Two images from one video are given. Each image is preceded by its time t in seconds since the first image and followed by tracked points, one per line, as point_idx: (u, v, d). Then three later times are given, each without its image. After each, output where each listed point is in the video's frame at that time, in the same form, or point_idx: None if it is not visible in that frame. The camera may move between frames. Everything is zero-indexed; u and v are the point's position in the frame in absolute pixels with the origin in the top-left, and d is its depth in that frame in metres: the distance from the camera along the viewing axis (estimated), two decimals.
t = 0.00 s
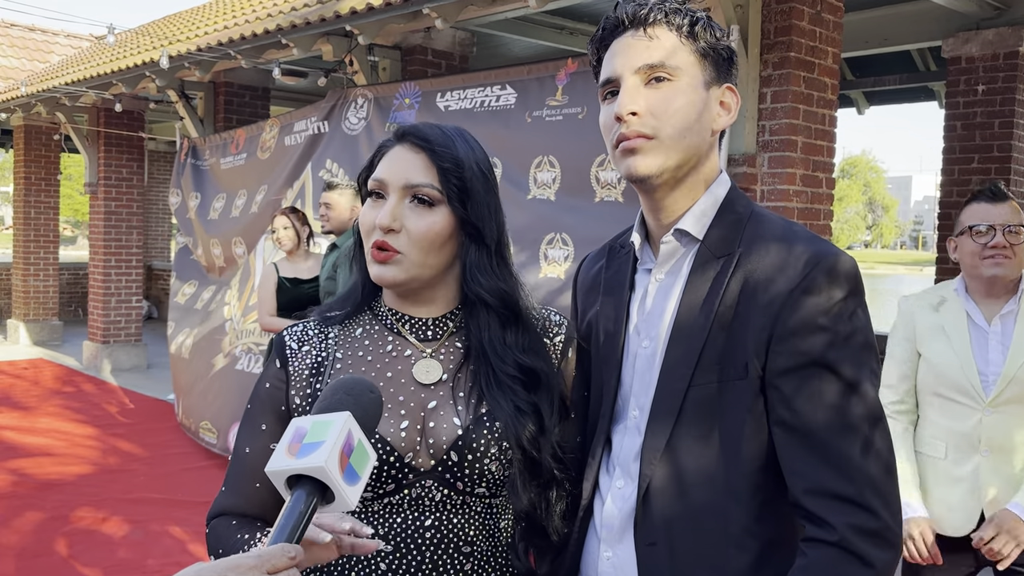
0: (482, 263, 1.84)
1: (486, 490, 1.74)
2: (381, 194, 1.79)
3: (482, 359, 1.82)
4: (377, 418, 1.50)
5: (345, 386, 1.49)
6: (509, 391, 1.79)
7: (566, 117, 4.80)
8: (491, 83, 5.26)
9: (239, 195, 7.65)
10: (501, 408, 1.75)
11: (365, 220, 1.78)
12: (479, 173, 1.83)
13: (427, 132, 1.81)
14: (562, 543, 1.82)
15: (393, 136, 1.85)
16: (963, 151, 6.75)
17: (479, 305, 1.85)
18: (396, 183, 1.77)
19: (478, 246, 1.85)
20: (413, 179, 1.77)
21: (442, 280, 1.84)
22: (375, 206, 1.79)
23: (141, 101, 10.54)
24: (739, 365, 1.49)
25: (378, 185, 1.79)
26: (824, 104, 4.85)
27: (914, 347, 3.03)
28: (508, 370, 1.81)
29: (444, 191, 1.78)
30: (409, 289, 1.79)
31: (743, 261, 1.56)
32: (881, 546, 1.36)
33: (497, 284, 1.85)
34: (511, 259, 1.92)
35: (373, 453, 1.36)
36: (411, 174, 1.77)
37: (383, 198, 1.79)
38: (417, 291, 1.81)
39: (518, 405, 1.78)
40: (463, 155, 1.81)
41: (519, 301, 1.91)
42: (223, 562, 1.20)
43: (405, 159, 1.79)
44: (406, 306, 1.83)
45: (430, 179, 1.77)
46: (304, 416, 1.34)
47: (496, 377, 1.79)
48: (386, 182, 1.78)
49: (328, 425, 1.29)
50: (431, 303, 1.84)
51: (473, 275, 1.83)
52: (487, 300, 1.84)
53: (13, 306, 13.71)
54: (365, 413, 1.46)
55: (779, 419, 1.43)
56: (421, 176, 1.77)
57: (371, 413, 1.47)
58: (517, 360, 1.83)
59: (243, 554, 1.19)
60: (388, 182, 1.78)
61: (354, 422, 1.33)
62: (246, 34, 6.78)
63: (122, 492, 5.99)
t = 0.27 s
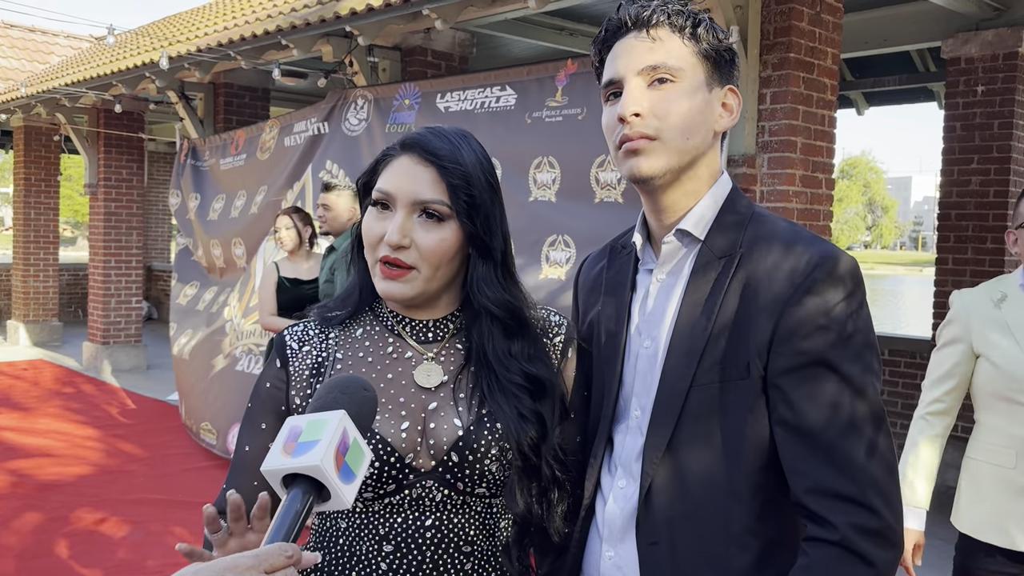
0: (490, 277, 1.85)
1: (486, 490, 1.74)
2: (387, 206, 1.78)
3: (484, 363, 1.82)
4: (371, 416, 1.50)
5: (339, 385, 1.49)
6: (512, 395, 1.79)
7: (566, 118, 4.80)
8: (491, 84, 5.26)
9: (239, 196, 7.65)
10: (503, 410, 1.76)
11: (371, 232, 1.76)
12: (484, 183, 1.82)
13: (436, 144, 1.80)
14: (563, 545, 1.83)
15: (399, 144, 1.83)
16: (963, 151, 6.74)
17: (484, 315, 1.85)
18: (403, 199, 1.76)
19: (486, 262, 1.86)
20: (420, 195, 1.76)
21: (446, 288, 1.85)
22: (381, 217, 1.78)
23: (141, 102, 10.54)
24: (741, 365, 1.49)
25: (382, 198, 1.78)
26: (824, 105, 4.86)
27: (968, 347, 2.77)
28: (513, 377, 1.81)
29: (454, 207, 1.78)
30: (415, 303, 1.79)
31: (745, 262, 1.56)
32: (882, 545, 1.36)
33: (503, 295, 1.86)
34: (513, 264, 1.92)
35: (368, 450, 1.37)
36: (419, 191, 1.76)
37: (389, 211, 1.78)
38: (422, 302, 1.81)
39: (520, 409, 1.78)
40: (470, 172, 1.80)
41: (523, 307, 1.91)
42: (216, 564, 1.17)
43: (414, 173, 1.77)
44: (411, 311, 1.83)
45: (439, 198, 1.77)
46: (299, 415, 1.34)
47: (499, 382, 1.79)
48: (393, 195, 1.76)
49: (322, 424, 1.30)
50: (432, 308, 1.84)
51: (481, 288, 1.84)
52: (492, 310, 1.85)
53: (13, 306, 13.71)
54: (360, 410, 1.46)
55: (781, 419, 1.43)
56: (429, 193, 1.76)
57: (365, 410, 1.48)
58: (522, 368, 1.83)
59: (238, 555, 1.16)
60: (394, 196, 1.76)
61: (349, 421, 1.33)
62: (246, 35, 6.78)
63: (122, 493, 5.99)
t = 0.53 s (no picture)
0: (491, 272, 1.85)
1: (486, 491, 1.74)
2: (388, 202, 1.77)
3: (485, 363, 1.82)
4: (372, 423, 1.50)
5: (340, 391, 1.49)
6: (513, 398, 1.79)
7: (566, 119, 4.80)
8: (491, 85, 5.26)
9: (239, 197, 7.65)
10: (504, 412, 1.76)
11: (373, 228, 1.76)
12: (486, 180, 1.82)
13: (436, 140, 1.80)
14: (563, 545, 1.83)
15: (400, 142, 1.83)
16: (963, 152, 6.74)
17: (486, 312, 1.86)
18: (405, 195, 1.76)
19: (487, 256, 1.85)
20: (423, 191, 1.76)
21: (447, 288, 1.85)
22: (382, 215, 1.77)
23: (141, 103, 10.55)
24: (743, 365, 1.49)
25: (384, 194, 1.78)
26: (824, 106, 4.86)
27: (1011, 360, 2.52)
28: (514, 379, 1.81)
29: (455, 202, 1.78)
30: (417, 300, 1.79)
31: (747, 262, 1.56)
32: (883, 546, 1.36)
33: (506, 293, 1.86)
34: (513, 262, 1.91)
35: (369, 456, 1.37)
36: (421, 187, 1.76)
37: (391, 207, 1.77)
38: (423, 299, 1.81)
39: (520, 410, 1.77)
40: (471, 166, 1.80)
41: (525, 309, 1.91)
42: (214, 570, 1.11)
43: (415, 169, 1.77)
44: (411, 311, 1.83)
45: (442, 192, 1.77)
46: (299, 423, 1.35)
47: (499, 382, 1.79)
48: (395, 192, 1.76)
49: (324, 431, 1.30)
50: (432, 308, 1.84)
51: (482, 283, 1.84)
52: (494, 307, 1.85)
53: (13, 308, 13.71)
54: (361, 416, 1.46)
55: (783, 419, 1.43)
56: (432, 189, 1.76)
57: (366, 417, 1.48)
58: (524, 369, 1.83)
59: (239, 561, 1.12)
60: (396, 192, 1.76)
61: (350, 427, 1.34)
62: (246, 36, 6.79)
63: (122, 494, 5.99)
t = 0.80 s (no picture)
0: (485, 255, 1.86)
1: (486, 493, 1.74)
2: (381, 195, 1.79)
3: (484, 362, 1.82)
4: (369, 423, 1.50)
5: (337, 393, 1.49)
6: (509, 395, 1.79)
7: (566, 120, 4.80)
8: (491, 86, 5.26)
9: (239, 198, 7.66)
10: (502, 412, 1.76)
11: (367, 220, 1.78)
12: (477, 168, 1.84)
13: (426, 129, 1.84)
14: (563, 544, 1.84)
15: (390, 137, 1.86)
16: (963, 153, 6.74)
17: (482, 297, 1.87)
18: (397, 181, 1.78)
19: (481, 238, 1.87)
20: (414, 175, 1.78)
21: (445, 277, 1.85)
22: (375, 208, 1.79)
23: (141, 103, 10.55)
24: (746, 366, 1.50)
25: (377, 186, 1.79)
26: (823, 107, 4.86)
27: None
28: (511, 376, 1.81)
29: (446, 185, 1.80)
30: (415, 285, 1.79)
31: (749, 263, 1.57)
32: (886, 546, 1.36)
33: (500, 275, 1.87)
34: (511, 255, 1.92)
35: (366, 457, 1.37)
36: (412, 171, 1.78)
37: (383, 199, 1.79)
38: (420, 287, 1.81)
39: (517, 409, 1.78)
40: (461, 151, 1.83)
41: (520, 303, 1.92)
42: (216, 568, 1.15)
43: (405, 157, 1.80)
44: (409, 310, 1.84)
45: (432, 175, 1.79)
46: (296, 425, 1.35)
47: (496, 381, 1.79)
48: (387, 180, 1.78)
49: (321, 432, 1.30)
50: (430, 306, 1.85)
51: (477, 266, 1.85)
52: (490, 292, 1.86)
53: (13, 309, 13.70)
54: (358, 417, 1.47)
55: (786, 420, 1.43)
56: (422, 172, 1.78)
57: (364, 417, 1.48)
58: (516, 357, 1.84)
59: (238, 560, 1.14)
60: (388, 181, 1.78)
61: (347, 428, 1.34)
62: (246, 37, 6.79)
63: (123, 495, 5.99)
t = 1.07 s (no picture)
0: (472, 253, 1.83)
1: (491, 492, 1.75)
2: (367, 196, 1.80)
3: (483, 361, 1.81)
4: (367, 419, 1.49)
5: (335, 388, 1.49)
6: (506, 393, 1.79)
7: (566, 120, 4.79)
8: (491, 86, 5.27)
9: (241, 199, 7.67)
10: (502, 412, 1.76)
11: (357, 223, 1.80)
12: (464, 166, 1.84)
13: (414, 132, 1.84)
14: (568, 548, 1.82)
15: (380, 142, 1.88)
16: (963, 153, 6.73)
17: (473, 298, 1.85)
18: (380, 182, 1.79)
19: (467, 238, 1.84)
20: (396, 174, 1.79)
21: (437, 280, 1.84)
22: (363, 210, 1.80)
23: (141, 104, 10.55)
24: (749, 366, 1.50)
25: (364, 189, 1.81)
26: (824, 107, 4.87)
27: None
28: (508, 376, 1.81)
29: (428, 184, 1.79)
30: (403, 285, 1.78)
31: (753, 263, 1.57)
32: (889, 546, 1.35)
33: (486, 276, 1.84)
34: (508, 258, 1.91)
35: (364, 452, 1.37)
36: (394, 170, 1.79)
37: (369, 200, 1.80)
38: (411, 287, 1.81)
39: (517, 409, 1.78)
40: (445, 152, 1.83)
41: (518, 300, 1.91)
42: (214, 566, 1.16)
43: (388, 158, 1.81)
44: (407, 307, 1.84)
45: (413, 172, 1.79)
46: (295, 418, 1.34)
47: (495, 381, 1.79)
48: (372, 182, 1.80)
49: (319, 426, 1.30)
50: (424, 306, 1.84)
51: (462, 265, 1.82)
52: (476, 293, 1.83)
53: (13, 309, 13.70)
54: (356, 412, 1.46)
55: (790, 420, 1.43)
56: (403, 171, 1.79)
57: (362, 412, 1.47)
58: (507, 356, 1.83)
59: (236, 558, 1.16)
60: (373, 183, 1.80)
61: (345, 424, 1.33)
62: (246, 37, 6.80)
63: (123, 495, 5.99)
